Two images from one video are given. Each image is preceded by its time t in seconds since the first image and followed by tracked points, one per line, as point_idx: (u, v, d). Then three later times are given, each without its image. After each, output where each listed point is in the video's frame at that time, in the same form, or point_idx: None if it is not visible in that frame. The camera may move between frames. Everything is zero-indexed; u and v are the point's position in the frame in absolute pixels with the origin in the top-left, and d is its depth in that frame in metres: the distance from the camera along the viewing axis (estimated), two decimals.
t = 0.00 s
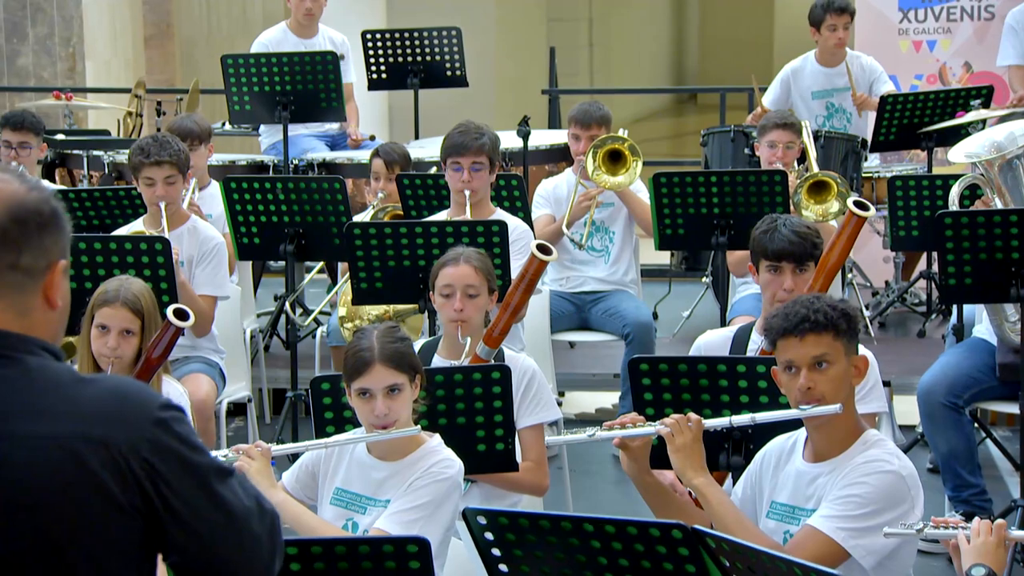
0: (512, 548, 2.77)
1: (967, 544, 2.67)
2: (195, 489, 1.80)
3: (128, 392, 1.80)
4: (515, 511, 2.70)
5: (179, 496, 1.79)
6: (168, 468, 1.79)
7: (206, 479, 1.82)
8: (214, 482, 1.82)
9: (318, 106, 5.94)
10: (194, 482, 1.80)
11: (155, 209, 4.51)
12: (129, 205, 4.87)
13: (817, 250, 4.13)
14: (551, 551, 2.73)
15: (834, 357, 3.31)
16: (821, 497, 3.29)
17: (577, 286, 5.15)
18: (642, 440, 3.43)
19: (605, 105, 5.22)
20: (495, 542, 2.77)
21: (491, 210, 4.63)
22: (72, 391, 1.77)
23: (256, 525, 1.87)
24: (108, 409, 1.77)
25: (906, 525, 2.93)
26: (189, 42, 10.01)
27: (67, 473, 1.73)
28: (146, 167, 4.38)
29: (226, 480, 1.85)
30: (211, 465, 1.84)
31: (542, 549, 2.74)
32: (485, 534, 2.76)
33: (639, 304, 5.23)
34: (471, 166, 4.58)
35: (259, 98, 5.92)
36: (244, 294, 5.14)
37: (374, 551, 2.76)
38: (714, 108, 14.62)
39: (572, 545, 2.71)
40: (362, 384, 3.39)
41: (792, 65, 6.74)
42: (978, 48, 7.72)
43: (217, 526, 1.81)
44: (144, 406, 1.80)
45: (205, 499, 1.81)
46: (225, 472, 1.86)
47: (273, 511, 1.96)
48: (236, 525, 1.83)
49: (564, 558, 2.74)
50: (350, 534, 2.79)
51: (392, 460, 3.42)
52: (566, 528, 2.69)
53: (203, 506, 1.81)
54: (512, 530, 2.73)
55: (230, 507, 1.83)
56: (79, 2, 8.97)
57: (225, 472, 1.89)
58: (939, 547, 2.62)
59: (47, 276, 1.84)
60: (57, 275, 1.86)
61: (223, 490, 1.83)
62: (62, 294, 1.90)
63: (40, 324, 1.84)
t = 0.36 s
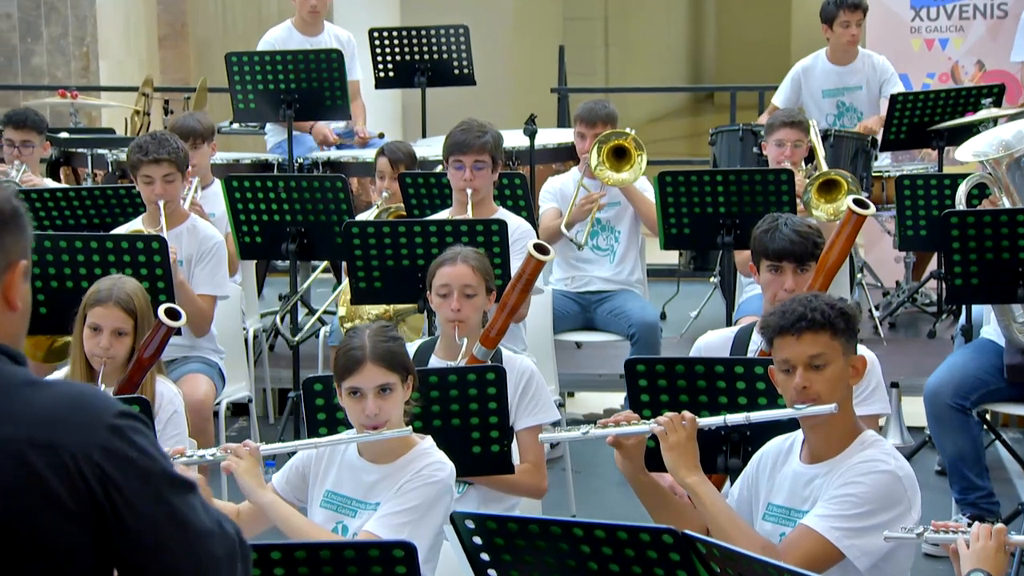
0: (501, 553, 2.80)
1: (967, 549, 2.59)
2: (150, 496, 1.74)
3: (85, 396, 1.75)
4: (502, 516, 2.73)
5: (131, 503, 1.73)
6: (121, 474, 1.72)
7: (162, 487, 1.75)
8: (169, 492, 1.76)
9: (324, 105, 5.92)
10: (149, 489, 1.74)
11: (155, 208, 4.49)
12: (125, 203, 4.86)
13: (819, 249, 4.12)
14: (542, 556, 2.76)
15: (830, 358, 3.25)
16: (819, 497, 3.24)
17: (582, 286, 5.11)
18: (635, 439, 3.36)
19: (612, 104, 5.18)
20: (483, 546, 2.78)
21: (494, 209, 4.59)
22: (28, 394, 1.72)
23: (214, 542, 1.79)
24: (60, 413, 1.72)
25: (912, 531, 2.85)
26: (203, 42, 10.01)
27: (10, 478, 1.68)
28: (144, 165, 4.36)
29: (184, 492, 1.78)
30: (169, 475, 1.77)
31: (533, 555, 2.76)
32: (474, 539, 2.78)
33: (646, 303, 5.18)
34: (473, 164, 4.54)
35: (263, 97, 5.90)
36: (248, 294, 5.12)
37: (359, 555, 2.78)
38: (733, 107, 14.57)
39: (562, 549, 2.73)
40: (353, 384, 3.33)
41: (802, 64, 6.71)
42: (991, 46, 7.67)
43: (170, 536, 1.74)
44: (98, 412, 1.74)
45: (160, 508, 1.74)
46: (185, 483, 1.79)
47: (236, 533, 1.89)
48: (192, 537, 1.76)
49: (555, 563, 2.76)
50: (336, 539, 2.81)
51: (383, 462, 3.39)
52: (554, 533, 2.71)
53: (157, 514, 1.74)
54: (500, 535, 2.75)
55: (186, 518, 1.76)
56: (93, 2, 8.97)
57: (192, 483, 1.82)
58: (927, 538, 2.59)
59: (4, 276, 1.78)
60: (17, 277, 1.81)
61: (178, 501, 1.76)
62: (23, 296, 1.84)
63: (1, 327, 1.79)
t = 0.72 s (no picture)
0: (500, 555, 2.78)
1: (974, 550, 2.55)
2: (122, 483, 1.65)
3: (46, 384, 1.66)
4: (500, 518, 2.71)
5: (101, 493, 1.64)
6: (87, 467, 1.64)
7: (139, 466, 1.66)
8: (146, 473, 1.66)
9: (338, 100, 5.96)
10: (120, 475, 1.65)
11: (165, 205, 4.48)
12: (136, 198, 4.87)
13: (830, 246, 4.14)
14: (542, 557, 2.74)
15: (836, 355, 3.20)
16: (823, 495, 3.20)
17: (598, 284, 5.07)
18: (639, 435, 3.36)
19: (628, 100, 5.14)
20: (483, 548, 2.77)
21: (506, 206, 4.56)
22: None
23: (212, 508, 1.70)
24: (18, 407, 1.64)
25: (919, 530, 2.81)
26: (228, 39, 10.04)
27: None
28: (154, 161, 4.36)
29: (170, 463, 1.68)
30: (148, 451, 1.68)
31: (532, 557, 2.75)
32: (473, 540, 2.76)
33: (662, 302, 5.14)
34: (485, 161, 4.51)
35: (279, 94, 5.94)
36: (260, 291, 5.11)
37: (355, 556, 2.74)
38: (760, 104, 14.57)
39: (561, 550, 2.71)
40: (353, 382, 3.28)
41: (824, 60, 6.69)
42: (1013, 42, 7.64)
43: (146, 524, 1.66)
44: (59, 401, 1.65)
45: (135, 492, 1.65)
46: (172, 453, 1.70)
47: (260, 475, 1.79)
48: (175, 514, 1.67)
49: (554, 565, 2.74)
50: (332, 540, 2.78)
51: (384, 461, 3.35)
52: (552, 535, 2.69)
53: (131, 501, 1.65)
54: (497, 536, 2.74)
55: (167, 498, 1.66)
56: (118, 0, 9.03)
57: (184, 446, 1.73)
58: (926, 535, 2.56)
59: None
60: None
61: (158, 478, 1.66)
62: None
63: None
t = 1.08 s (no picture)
0: (509, 554, 2.78)
1: (993, 549, 2.51)
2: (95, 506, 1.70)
3: (36, 390, 1.70)
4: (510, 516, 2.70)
5: (71, 510, 1.68)
6: (64, 478, 1.67)
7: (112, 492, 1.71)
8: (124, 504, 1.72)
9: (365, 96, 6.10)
10: (98, 497, 1.70)
11: (187, 199, 4.47)
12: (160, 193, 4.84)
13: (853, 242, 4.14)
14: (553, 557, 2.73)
15: (854, 354, 3.17)
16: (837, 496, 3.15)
17: (625, 280, 5.05)
18: (651, 437, 3.37)
19: (656, 95, 5.11)
20: (491, 547, 2.78)
21: (529, 200, 4.55)
22: None
23: (175, 558, 1.75)
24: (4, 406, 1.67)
25: (940, 530, 2.77)
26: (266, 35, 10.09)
27: None
28: (177, 155, 4.37)
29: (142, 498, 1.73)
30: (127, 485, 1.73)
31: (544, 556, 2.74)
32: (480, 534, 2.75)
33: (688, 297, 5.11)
34: (507, 155, 4.51)
35: (305, 88, 6.08)
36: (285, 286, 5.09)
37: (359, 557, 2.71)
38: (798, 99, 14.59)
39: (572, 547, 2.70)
40: (365, 378, 3.22)
41: (854, 55, 6.68)
42: None
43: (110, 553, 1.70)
44: (44, 409, 1.69)
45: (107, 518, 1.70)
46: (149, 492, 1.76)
47: (214, 534, 1.84)
48: (140, 550, 1.72)
49: (564, 565, 2.74)
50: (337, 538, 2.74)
51: (396, 459, 3.31)
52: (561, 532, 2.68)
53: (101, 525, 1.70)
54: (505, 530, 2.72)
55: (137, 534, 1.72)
56: None
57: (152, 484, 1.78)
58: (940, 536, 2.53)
59: None
60: None
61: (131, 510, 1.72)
62: None
63: None
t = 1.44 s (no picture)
0: (519, 551, 2.76)
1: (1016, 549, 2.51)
2: (87, 473, 1.67)
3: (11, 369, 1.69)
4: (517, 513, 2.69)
5: (67, 484, 1.67)
6: (54, 454, 1.67)
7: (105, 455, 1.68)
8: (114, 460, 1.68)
9: (396, 91, 6.24)
10: (89, 466, 1.67)
11: (215, 194, 4.52)
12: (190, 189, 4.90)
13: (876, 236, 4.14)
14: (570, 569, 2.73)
15: (868, 352, 3.15)
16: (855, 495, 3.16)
17: (654, 276, 5.06)
18: (666, 435, 3.37)
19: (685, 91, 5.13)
20: (501, 543, 2.75)
21: (555, 195, 4.59)
22: None
23: (179, 496, 1.71)
24: None
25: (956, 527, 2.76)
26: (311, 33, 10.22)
27: None
28: (205, 150, 4.42)
29: (139, 449, 1.70)
30: (113, 440, 1.69)
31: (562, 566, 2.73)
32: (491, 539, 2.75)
33: (717, 292, 5.11)
34: (532, 150, 4.55)
35: (337, 85, 6.24)
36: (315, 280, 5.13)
37: (369, 552, 2.72)
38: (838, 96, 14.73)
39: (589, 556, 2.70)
40: (378, 372, 3.25)
41: (889, 50, 6.90)
42: None
43: (112, 517, 1.68)
44: (24, 390, 1.68)
45: (103, 482, 1.67)
46: (139, 441, 1.71)
47: (226, 449, 1.79)
48: (142, 501, 1.68)
49: (574, 562, 2.72)
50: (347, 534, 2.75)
51: (411, 453, 3.32)
52: (573, 531, 2.67)
53: (99, 492, 1.67)
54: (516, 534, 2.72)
55: (134, 486, 1.68)
56: None
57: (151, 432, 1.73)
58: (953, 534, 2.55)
59: None
60: None
61: (129, 466, 1.68)
62: None
63: None
